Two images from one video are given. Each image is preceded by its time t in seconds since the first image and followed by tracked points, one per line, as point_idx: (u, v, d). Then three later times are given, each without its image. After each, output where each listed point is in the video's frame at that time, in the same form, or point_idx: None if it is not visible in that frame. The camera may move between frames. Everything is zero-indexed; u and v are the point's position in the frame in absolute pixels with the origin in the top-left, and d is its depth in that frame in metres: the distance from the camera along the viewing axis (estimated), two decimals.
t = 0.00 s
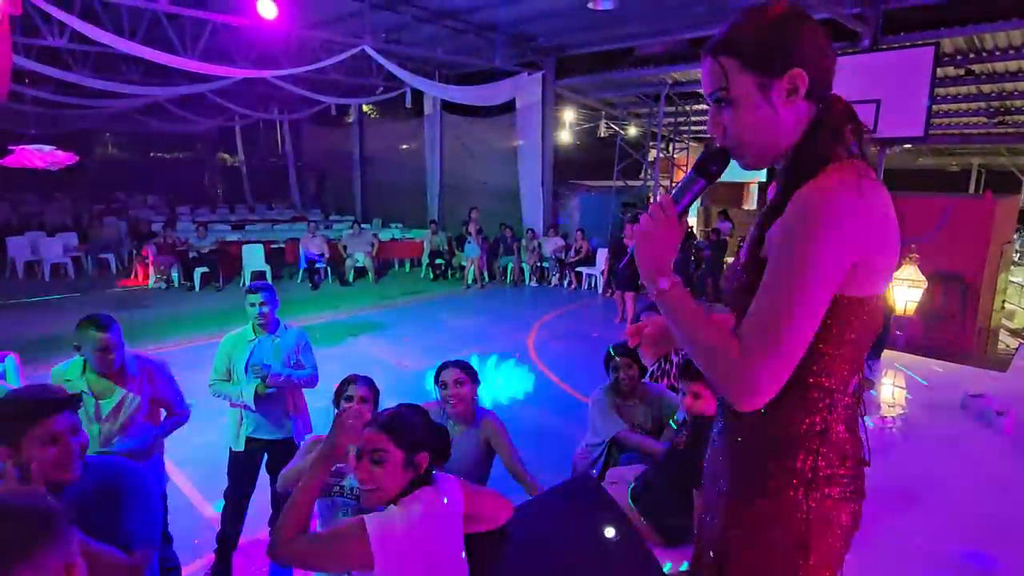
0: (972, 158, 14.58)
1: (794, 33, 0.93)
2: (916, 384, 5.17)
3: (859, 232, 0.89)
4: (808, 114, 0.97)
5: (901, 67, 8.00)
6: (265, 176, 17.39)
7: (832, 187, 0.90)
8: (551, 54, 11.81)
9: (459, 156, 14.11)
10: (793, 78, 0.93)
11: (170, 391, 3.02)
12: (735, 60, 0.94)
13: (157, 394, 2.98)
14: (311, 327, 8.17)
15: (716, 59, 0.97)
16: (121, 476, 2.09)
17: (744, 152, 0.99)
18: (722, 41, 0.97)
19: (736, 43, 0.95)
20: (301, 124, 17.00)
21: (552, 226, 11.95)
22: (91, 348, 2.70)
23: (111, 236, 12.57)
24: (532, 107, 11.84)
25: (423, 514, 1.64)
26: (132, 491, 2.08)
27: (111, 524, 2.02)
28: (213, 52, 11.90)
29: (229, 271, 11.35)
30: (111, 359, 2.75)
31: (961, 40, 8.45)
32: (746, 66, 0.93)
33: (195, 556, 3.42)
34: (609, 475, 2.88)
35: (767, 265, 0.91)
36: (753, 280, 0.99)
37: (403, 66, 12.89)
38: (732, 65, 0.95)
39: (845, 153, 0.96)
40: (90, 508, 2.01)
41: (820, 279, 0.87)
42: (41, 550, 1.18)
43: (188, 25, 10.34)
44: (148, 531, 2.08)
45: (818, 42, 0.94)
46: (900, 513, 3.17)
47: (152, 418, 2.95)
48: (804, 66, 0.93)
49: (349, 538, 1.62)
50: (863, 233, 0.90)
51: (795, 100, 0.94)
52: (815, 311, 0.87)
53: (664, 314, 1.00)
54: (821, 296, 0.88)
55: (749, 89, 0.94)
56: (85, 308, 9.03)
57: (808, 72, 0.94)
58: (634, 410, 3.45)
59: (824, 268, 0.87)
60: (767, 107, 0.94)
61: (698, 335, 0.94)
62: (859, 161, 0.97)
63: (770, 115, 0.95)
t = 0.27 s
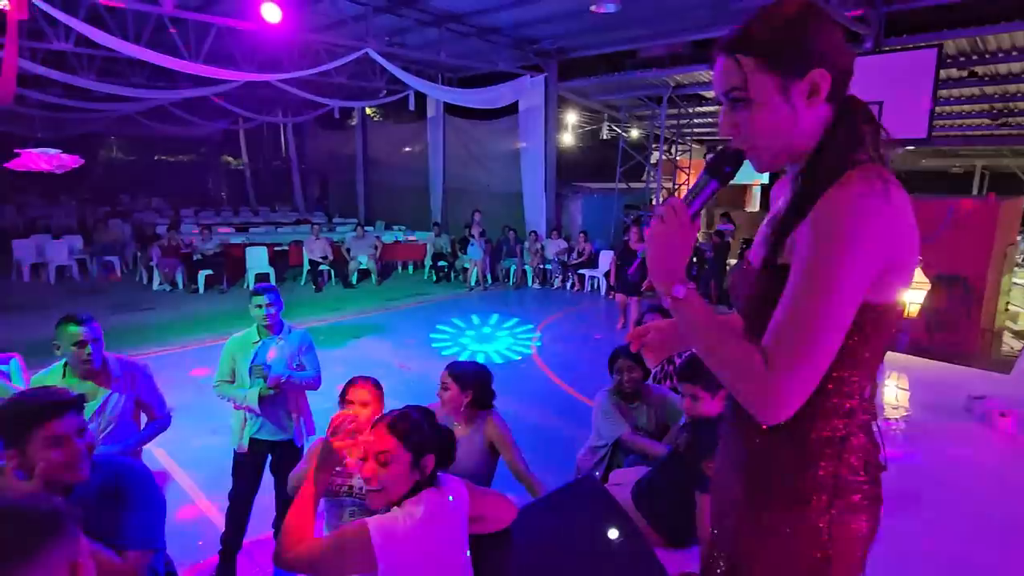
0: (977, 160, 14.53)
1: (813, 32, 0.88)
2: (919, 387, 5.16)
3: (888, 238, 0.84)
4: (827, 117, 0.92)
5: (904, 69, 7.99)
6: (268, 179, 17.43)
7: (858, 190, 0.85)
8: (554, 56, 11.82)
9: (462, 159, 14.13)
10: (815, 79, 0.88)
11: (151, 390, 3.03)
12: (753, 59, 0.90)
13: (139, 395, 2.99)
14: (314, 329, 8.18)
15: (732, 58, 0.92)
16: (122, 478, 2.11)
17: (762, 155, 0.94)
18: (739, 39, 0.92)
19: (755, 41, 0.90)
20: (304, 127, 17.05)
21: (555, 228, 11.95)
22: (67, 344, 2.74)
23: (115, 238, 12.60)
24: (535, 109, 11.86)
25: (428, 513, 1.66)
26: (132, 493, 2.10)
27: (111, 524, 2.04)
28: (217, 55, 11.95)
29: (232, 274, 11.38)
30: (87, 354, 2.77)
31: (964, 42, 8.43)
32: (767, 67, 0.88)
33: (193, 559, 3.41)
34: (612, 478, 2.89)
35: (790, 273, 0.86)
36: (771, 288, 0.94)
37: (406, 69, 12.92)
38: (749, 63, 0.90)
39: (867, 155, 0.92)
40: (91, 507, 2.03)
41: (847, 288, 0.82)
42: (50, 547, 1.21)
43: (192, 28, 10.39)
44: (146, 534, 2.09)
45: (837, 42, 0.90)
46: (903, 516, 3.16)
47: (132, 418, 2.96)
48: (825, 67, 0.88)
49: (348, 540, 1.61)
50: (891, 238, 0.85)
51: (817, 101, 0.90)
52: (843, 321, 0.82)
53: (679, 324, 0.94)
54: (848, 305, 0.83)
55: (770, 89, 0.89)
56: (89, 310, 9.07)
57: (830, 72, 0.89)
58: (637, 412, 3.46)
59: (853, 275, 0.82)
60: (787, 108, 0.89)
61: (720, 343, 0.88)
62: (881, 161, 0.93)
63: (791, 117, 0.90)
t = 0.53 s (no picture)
0: (988, 159, 14.40)
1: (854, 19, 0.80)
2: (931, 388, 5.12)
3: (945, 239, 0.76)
4: (859, 118, 0.84)
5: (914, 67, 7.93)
6: (278, 181, 17.53)
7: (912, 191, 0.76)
8: (561, 57, 11.83)
9: (469, 160, 14.17)
10: (855, 72, 0.79)
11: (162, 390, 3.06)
12: (788, 44, 0.81)
13: (148, 395, 3.02)
14: (323, 330, 8.23)
15: (767, 41, 0.83)
16: (132, 474, 2.14)
17: (782, 152, 0.84)
18: (771, 23, 0.84)
19: (792, 23, 0.81)
20: (313, 129, 17.14)
21: (562, 229, 11.96)
22: (74, 344, 2.78)
23: (126, 240, 12.71)
24: (542, 111, 11.87)
25: (436, 514, 1.67)
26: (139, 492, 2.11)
27: (118, 521, 2.06)
28: (227, 59, 12.04)
29: (242, 275, 11.46)
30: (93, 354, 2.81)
31: (975, 40, 8.37)
32: (803, 52, 0.80)
33: (204, 560, 3.43)
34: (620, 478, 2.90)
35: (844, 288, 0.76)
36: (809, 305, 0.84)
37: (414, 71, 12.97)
38: (787, 47, 0.81)
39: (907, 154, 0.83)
40: (102, 505, 2.06)
41: (914, 300, 0.73)
42: (68, 542, 1.23)
43: (201, 32, 10.46)
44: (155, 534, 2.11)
45: (879, 36, 0.82)
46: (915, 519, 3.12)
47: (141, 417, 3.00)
48: (867, 59, 0.80)
49: (356, 534, 1.64)
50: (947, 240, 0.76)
51: (853, 97, 0.81)
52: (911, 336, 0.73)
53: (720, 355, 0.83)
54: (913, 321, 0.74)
55: (805, 78, 0.80)
56: (101, 312, 9.17)
57: (870, 68, 0.80)
58: (646, 413, 3.45)
59: (920, 286, 0.73)
60: (821, 101, 0.80)
61: (761, 365, 0.79)
62: (921, 170, 0.85)
63: (823, 111, 0.81)
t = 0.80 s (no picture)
0: (1009, 156, 14.15)
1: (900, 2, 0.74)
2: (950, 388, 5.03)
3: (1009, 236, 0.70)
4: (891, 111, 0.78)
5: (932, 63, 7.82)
6: (292, 183, 17.66)
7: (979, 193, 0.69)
8: (573, 58, 11.80)
9: (482, 162, 14.18)
10: (898, 58, 0.74)
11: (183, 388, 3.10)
12: (828, 19, 0.75)
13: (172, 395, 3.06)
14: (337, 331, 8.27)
15: (804, 16, 0.77)
16: (146, 474, 2.15)
17: (806, 143, 0.78)
18: None
19: None
20: (326, 132, 17.26)
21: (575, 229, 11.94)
22: (99, 343, 2.80)
23: (144, 243, 12.87)
24: (555, 111, 11.85)
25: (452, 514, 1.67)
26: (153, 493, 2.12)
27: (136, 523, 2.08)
28: (242, 63, 12.16)
29: (257, 277, 11.55)
30: (116, 352, 2.82)
31: (994, 35, 8.23)
32: (845, 30, 0.74)
33: (223, 558, 3.47)
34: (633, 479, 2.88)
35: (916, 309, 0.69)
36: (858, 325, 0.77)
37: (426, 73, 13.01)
38: (826, 27, 0.76)
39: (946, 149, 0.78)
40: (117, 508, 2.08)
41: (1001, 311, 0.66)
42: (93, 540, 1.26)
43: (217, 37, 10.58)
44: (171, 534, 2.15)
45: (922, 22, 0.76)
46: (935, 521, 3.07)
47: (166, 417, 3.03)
48: (909, 45, 0.74)
49: (371, 539, 1.63)
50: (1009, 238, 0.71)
51: (887, 88, 0.76)
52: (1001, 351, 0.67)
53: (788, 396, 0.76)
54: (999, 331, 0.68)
55: (842, 61, 0.74)
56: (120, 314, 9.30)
57: (911, 55, 0.75)
58: (658, 415, 3.44)
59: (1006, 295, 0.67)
60: (857, 88, 0.75)
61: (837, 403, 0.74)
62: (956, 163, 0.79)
63: (856, 97, 0.75)
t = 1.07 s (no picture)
0: None
1: None
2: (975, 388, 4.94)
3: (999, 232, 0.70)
4: (873, 108, 0.78)
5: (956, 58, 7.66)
6: (311, 186, 17.82)
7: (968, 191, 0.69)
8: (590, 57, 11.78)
9: (499, 162, 14.21)
10: (875, 54, 0.73)
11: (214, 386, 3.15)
12: (801, 23, 0.73)
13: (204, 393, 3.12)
14: (356, 332, 8.35)
15: (773, 23, 0.75)
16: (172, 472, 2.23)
17: (797, 158, 0.75)
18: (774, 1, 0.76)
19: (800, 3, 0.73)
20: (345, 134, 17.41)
21: (592, 229, 11.91)
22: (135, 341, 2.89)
23: (167, 245, 13.08)
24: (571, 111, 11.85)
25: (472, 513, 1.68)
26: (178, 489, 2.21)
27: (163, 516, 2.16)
28: (262, 67, 12.32)
29: (277, 279, 11.69)
30: (151, 350, 2.90)
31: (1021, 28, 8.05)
32: (820, 34, 0.72)
33: (247, 555, 3.54)
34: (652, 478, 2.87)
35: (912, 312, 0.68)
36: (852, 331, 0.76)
37: (443, 75, 13.08)
38: (795, 31, 0.74)
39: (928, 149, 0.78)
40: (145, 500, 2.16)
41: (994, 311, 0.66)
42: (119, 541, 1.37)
43: (237, 42, 10.73)
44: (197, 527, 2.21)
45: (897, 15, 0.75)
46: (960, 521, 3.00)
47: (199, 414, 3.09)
48: (885, 41, 0.74)
49: (395, 538, 1.65)
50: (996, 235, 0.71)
51: (870, 85, 0.75)
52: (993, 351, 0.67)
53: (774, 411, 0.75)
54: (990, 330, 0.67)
55: (821, 66, 0.72)
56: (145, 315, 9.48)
57: (889, 48, 0.74)
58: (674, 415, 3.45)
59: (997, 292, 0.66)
60: (841, 91, 0.73)
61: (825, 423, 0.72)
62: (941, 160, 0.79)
63: (842, 100, 0.74)
